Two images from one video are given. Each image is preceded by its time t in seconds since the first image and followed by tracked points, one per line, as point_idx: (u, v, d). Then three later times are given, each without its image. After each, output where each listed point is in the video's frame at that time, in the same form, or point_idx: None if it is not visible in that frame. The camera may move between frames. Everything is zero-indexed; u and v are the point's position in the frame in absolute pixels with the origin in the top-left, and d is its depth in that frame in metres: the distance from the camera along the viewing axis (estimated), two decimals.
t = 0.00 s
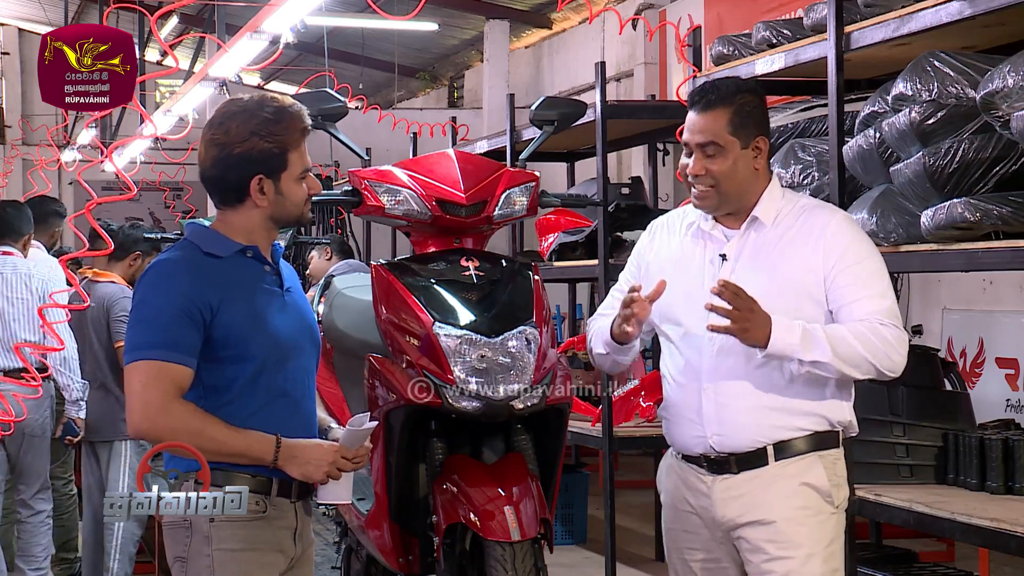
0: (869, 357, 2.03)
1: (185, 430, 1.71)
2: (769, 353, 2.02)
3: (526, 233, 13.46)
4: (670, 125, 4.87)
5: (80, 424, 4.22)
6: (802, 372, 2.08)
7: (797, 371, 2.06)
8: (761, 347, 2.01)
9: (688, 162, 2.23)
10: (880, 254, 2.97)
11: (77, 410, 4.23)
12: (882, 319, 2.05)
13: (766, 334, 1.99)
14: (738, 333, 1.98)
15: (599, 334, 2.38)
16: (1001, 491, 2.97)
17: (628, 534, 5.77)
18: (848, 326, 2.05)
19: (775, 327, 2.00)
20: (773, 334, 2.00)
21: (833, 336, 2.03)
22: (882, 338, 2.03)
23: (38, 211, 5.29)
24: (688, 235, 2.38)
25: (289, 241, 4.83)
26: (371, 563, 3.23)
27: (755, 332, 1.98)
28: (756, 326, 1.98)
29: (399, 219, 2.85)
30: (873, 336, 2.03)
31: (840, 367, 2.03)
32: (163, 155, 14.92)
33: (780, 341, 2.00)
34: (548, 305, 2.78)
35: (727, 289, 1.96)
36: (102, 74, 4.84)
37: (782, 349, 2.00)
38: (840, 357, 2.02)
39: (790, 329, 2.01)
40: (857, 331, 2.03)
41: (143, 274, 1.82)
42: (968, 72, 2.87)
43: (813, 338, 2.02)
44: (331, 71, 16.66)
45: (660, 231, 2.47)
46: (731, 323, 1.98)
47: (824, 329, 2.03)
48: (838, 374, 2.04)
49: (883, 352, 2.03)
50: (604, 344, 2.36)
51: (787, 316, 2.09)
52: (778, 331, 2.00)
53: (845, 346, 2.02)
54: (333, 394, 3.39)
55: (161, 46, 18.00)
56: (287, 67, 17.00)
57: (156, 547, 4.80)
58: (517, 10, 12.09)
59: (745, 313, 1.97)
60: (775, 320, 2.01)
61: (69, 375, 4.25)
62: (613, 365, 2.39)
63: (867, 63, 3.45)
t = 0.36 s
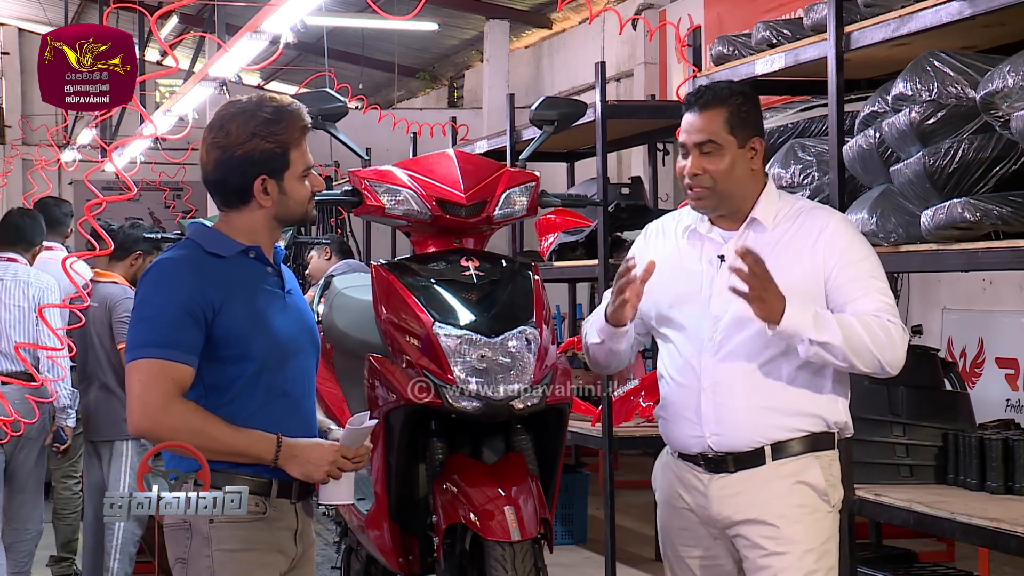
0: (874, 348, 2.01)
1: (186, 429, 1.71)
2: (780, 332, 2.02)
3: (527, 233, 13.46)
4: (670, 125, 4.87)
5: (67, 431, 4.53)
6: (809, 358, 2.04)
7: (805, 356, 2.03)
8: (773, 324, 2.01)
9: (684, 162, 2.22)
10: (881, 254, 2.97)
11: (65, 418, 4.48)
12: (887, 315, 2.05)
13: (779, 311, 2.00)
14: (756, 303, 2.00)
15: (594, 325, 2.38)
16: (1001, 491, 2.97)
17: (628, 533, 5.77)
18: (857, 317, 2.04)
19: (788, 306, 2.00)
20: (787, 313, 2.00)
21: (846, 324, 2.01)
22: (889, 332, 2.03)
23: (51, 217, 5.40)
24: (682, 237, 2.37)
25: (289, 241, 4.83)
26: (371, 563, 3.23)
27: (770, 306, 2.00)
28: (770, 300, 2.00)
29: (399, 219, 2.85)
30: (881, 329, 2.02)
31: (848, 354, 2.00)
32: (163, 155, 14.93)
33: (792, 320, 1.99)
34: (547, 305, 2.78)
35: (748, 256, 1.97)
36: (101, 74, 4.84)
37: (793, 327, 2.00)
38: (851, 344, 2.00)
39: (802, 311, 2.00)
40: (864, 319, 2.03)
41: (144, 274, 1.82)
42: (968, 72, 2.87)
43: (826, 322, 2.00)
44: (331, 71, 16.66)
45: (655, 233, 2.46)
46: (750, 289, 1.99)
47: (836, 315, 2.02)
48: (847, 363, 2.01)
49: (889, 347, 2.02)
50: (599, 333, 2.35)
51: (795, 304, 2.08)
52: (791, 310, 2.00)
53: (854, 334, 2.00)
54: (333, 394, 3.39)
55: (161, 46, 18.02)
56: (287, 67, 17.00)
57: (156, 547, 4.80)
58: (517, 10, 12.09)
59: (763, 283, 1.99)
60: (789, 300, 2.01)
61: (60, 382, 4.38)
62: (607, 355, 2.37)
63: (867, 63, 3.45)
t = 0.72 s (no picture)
0: (873, 361, 2.03)
1: (188, 429, 1.71)
2: (777, 368, 2.02)
3: (527, 233, 13.46)
4: (670, 125, 4.87)
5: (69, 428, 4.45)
6: (807, 383, 2.09)
7: (804, 383, 2.07)
8: (768, 364, 2.01)
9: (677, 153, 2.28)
10: (880, 254, 2.97)
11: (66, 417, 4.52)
12: (883, 322, 2.05)
13: (772, 351, 1.99)
14: (747, 353, 1.98)
15: (595, 344, 2.40)
16: (1001, 491, 2.97)
17: (628, 533, 5.77)
18: (852, 333, 2.04)
19: (780, 343, 2.00)
20: (780, 349, 2.00)
21: (839, 347, 2.02)
22: (886, 342, 2.03)
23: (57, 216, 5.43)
24: (683, 238, 2.37)
25: (289, 241, 4.83)
26: (371, 563, 3.23)
27: (763, 350, 1.98)
28: (764, 345, 1.98)
29: (399, 219, 2.85)
30: (878, 342, 2.02)
31: (846, 375, 2.03)
32: (163, 155, 14.94)
33: (785, 355, 2.01)
34: (548, 305, 2.78)
35: (731, 315, 1.96)
36: (101, 74, 4.85)
37: (789, 363, 2.01)
38: (845, 364, 2.03)
39: (795, 344, 2.01)
40: (860, 336, 2.03)
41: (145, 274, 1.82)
42: (968, 72, 2.87)
43: (818, 350, 2.02)
44: (331, 71, 16.67)
45: (655, 236, 2.47)
46: (739, 345, 1.98)
47: (828, 338, 2.03)
48: (843, 381, 2.06)
49: (887, 356, 2.03)
50: (600, 354, 2.37)
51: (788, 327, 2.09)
52: (784, 347, 2.00)
53: (850, 353, 2.02)
54: (333, 394, 3.39)
55: (161, 46, 18.03)
56: (287, 67, 17.00)
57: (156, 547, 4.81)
58: (517, 10, 12.09)
59: (753, 332, 1.97)
60: (780, 335, 2.01)
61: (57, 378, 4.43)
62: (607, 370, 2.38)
63: (867, 63, 3.45)
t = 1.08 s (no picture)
0: (859, 354, 2.01)
1: (186, 430, 1.70)
2: (760, 347, 2.01)
3: (527, 233, 13.46)
4: (670, 125, 4.87)
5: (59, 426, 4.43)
6: (792, 368, 2.07)
7: (787, 367, 2.06)
8: (751, 341, 2.01)
9: (683, 161, 2.24)
10: (880, 254, 2.96)
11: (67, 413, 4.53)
12: (872, 317, 2.04)
13: (756, 327, 1.99)
14: (730, 325, 1.98)
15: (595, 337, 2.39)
16: (1001, 491, 2.97)
17: (628, 533, 5.77)
18: (840, 323, 2.03)
19: (765, 321, 2.00)
20: (764, 328, 1.99)
21: (825, 333, 2.01)
22: (873, 336, 2.02)
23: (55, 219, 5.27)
24: (682, 239, 2.38)
25: (289, 241, 4.82)
26: (371, 562, 3.23)
27: (747, 324, 1.98)
28: (748, 320, 1.98)
29: (399, 219, 2.85)
30: (865, 335, 2.01)
31: (827, 361, 2.02)
32: (163, 155, 14.95)
33: (769, 335, 2.00)
34: (547, 305, 2.78)
35: (713, 286, 1.96)
36: (102, 75, 4.84)
37: (771, 343, 2.00)
38: (830, 353, 2.01)
39: (780, 323, 2.00)
40: (848, 328, 2.02)
41: (143, 276, 1.82)
42: (968, 72, 2.87)
43: (803, 333, 2.01)
44: (331, 71, 16.67)
45: (655, 237, 2.47)
46: (722, 314, 1.98)
47: (815, 324, 2.02)
48: (827, 370, 2.04)
49: (874, 351, 2.02)
50: (599, 348, 2.36)
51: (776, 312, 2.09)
52: (768, 325, 2.00)
53: (834, 342, 2.01)
54: (332, 394, 3.38)
55: (161, 45, 18.05)
56: (287, 67, 17.00)
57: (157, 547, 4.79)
58: (517, 10, 12.09)
59: (736, 304, 1.98)
60: (766, 314, 2.00)
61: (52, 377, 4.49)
62: (607, 366, 2.38)
63: (867, 63, 3.45)
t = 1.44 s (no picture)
0: (865, 350, 2.01)
1: (185, 429, 1.70)
2: (768, 339, 2.01)
3: (527, 232, 13.46)
4: (670, 125, 4.86)
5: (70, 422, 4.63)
6: (798, 362, 2.06)
7: (794, 361, 2.04)
8: (759, 333, 2.00)
9: (686, 171, 2.20)
10: (881, 254, 2.95)
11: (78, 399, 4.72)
12: (877, 315, 2.04)
13: (765, 319, 1.99)
14: (741, 315, 1.98)
15: (593, 329, 2.37)
16: (1001, 491, 2.96)
17: (628, 533, 5.76)
18: (846, 318, 2.03)
19: (774, 313, 1.99)
20: (773, 320, 1.99)
21: (834, 327, 2.00)
22: (879, 334, 2.02)
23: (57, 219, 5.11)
24: (679, 240, 2.36)
25: (288, 240, 4.81)
26: (371, 562, 3.23)
27: (756, 316, 1.98)
28: (756, 310, 1.98)
29: (398, 219, 2.85)
30: (871, 331, 2.01)
31: (835, 356, 2.00)
32: (162, 154, 14.95)
33: (778, 327, 1.99)
34: (547, 305, 2.78)
35: (725, 272, 1.96)
36: (101, 74, 4.84)
37: (779, 335, 1.99)
38: (837, 347, 2.00)
39: (789, 316, 2.00)
40: (855, 322, 2.01)
41: (142, 273, 1.82)
42: (968, 71, 2.86)
43: (812, 326, 2.00)
44: (331, 71, 16.68)
45: (652, 236, 2.45)
46: (733, 303, 1.97)
47: (823, 319, 2.02)
48: (833, 365, 2.02)
49: (879, 348, 2.02)
50: (597, 338, 2.34)
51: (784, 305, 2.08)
52: (777, 316, 1.99)
53: (841, 337, 2.00)
54: (332, 393, 3.37)
55: (160, 45, 18.06)
56: (287, 66, 17.00)
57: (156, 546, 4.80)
58: (517, 9, 12.09)
59: (747, 293, 1.97)
60: (775, 306, 2.00)
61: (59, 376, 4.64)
62: (605, 360, 2.37)
63: (867, 62, 3.45)
